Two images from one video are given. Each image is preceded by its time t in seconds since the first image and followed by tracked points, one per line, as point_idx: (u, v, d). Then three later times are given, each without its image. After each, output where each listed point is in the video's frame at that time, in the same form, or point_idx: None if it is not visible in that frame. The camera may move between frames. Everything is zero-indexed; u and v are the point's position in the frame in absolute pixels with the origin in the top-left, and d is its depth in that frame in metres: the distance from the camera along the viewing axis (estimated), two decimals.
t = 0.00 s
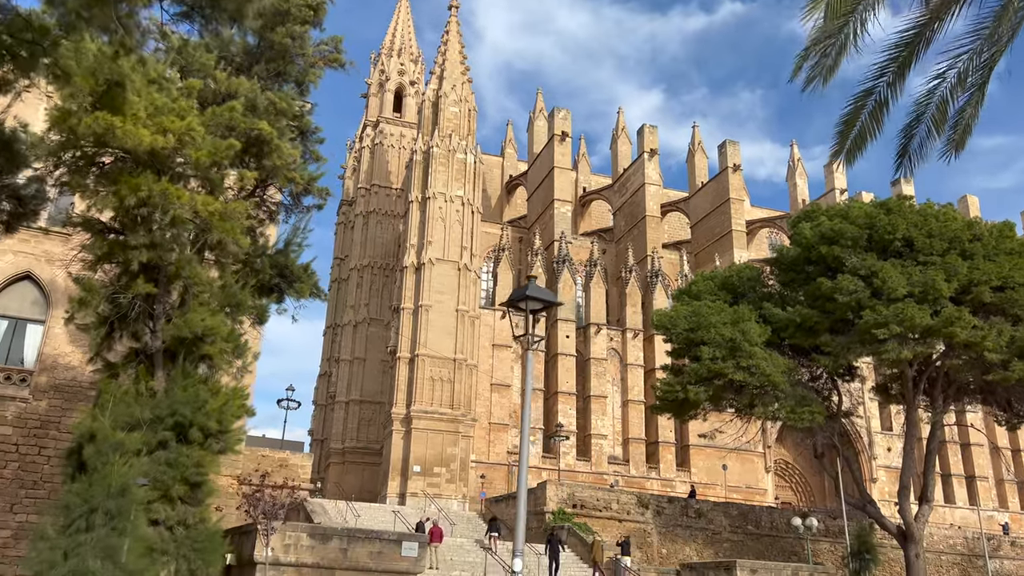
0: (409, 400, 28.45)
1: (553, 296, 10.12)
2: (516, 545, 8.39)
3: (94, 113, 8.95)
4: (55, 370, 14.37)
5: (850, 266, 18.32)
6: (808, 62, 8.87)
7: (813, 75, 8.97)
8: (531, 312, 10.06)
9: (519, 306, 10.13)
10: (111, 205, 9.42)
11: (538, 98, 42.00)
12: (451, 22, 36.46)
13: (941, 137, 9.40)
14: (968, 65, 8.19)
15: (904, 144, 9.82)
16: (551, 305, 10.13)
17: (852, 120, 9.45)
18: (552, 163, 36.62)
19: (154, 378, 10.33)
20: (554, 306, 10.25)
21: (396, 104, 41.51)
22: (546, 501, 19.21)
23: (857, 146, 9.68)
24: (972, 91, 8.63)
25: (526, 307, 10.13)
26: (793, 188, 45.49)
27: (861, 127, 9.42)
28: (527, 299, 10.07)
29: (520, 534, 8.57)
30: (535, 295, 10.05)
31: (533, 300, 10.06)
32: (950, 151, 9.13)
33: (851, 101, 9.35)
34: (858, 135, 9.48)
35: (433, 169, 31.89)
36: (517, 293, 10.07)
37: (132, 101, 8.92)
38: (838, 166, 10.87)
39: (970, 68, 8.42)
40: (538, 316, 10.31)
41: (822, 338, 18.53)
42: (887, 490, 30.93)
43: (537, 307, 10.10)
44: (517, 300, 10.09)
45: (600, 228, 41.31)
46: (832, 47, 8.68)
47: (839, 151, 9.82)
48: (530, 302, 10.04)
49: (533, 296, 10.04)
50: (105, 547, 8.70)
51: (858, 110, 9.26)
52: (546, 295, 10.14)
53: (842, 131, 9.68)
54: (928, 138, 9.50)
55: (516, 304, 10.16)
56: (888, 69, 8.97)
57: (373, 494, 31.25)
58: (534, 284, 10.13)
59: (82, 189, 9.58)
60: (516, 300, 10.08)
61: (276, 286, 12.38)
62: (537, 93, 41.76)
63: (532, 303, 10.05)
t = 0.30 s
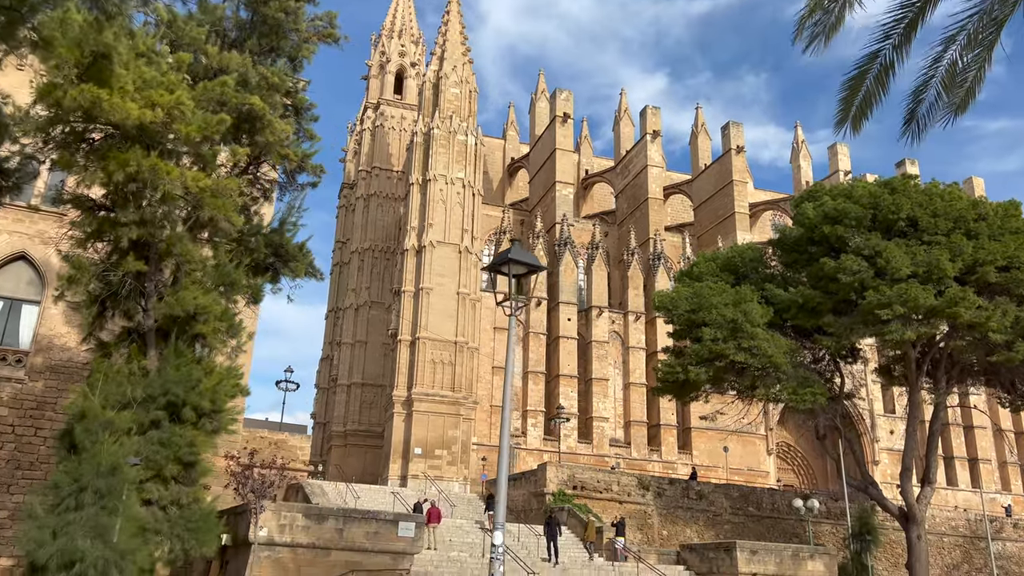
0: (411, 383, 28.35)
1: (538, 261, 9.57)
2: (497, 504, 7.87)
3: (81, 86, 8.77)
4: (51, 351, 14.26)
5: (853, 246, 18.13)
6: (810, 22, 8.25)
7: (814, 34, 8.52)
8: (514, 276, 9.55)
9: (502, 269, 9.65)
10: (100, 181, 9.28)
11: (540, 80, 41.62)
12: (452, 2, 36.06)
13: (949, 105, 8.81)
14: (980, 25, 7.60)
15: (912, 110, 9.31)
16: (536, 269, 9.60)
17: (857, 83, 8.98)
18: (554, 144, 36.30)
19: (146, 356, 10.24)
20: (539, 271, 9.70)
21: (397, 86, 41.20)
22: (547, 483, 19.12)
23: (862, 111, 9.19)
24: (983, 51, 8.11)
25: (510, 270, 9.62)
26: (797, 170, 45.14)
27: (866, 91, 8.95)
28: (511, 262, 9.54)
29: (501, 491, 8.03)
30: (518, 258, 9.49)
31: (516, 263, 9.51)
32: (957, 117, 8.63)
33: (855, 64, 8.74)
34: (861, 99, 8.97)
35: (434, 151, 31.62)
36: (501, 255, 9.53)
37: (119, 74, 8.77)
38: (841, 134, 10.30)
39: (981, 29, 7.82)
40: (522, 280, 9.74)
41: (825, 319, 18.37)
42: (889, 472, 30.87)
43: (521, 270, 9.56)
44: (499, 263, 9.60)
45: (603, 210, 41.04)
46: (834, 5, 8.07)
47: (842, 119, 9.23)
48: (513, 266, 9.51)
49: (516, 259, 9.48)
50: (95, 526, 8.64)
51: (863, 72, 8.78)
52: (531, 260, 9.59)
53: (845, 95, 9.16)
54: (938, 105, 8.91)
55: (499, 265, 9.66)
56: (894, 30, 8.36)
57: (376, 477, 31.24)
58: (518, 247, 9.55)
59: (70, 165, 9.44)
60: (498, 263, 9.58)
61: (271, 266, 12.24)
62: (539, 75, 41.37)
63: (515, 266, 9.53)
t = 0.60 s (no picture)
0: (411, 364, 28.24)
1: (519, 225, 9.35)
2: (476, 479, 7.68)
3: (63, 57, 8.59)
4: (45, 331, 14.11)
5: (857, 225, 17.90)
6: None
7: None
8: (495, 241, 9.36)
9: (482, 234, 9.44)
10: (86, 155, 9.11)
11: (542, 59, 41.20)
12: None
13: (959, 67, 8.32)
14: None
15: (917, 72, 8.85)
16: (517, 234, 9.38)
17: (861, 45, 8.46)
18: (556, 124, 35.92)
19: (138, 335, 10.10)
20: (520, 237, 9.50)
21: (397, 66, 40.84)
22: (547, 464, 18.99)
23: (865, 74, 8.68)
24: (993, 10, 7.71)
25: (491, 235, 9.41)
26: (801, 150, 44.74)
27: (870, 52, 8.44)
28: (492, 226, 9.33)
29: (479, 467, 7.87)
30: (500, 222, 9.27)
31: (497, 228, 9.29)
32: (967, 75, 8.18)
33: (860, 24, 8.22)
34: (866, 62, 8.47)
35: (434, 131, 31.30)
36: (481, 219, 9.32)
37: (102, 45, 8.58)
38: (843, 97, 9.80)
39: None
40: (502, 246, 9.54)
41: (828, 299, 18.16)
42: (891, 454, 30.77)
43: (502, 235, 9.35)
44: (480, 228, 9.37)
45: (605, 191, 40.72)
46: None
47: (845, 82, 8.74)
48: (495, 230, 9.29)
49: (498, 223, 9.26)
50: (83, 506, 8.53)
51: (868, 33, 8.27)
52: (513, 223, 9.36)
53: (848, 57, 8.65)
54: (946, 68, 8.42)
55: (480, 230, 9.45)
56: None
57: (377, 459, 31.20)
58: (499, 211, 9.33)
59: (55, 139, 9.25)
60: (479, 227, 9.35)
61: (265, 244, 12.04)
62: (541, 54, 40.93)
63: (496, 230, 9.31)
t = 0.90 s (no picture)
0: (412, 344, 28.17)
1: (504, 180, 8.44)
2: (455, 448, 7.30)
3: (47, 25, 8.48)
4: (41, 309, 13.98)
5: (861, 201, 17.69)
6: None
7: None
8: (478, 197, 8.39)
9: (464, 191, 8.54)
10: (73, 126, 9.00)
11: (544, 37, 40.77)
12: None
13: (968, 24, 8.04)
14: None
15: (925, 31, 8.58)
16: (502, 191, 8.46)
17: (867, 1, 8.28)
18: (557, 102, 35.51)
19: (130, 311, 10.00)
20: (506, 194, 8.55)
21: (397, 44, 40.44)
22: (547, 442, 18.91)
23: (869, 33, 8.41)
24: None
25: (473, 192, 8.47)
26: (805, 129, 44.32)
27: (876, 8, 8.18)
28: (474, 181, 8.44)
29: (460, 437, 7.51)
30: (482, 176, 8.39)
31: (479, 182, 8.39)
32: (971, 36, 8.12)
33: None
34: (871, 20, 8.21)
35: (434, 109, 30.99)
36: (462, 174, 8.45)
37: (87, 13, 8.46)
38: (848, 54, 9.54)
39: None
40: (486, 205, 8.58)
41: (830, 277, 17.97)
42: (893, 434, 30.71)
43: (485, 191, 8.43)
44: (462, 183, 8.46)
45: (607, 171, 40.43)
46: None
47: (850, 40, 8.48)
48: (477, 184, 8.38)
49: (480, 177, 8.39)
50: (73, 482, 8.46)
51: None
52: (497, 178, 8.47)
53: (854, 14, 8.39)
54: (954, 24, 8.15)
55: (460, 187, 8.54)
56: None
57: (379, 438, 31.22)
58: (481, 164, 8.48)
59: (43, 110, 9.16)
60: (460, 182, 8.45)
61: (260, 220, 11.89)
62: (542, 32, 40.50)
63: (478, 187, 8.40)
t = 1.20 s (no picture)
0: (413, 326, 28.02)
1: (486, 137, 7.92)
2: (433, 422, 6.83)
3: None
4: (34, 289, 13.78)
5: (865, 179, 17.42)
6: None
7: None
8: (458, 156, 7.93)
9: (442, 148, 8.00)
10: (58, 98, 8.83)
11: (545, 15, 40.28)
12: None
13: None
14: None
15: None
16: (484, 149, 7.99)
17: None
18: (558, 81, 35.08)
19: (120, 290, 9.83)
20: (488, 152, 8.10)
21: (397, 23, 39.97)
22: (547, 423, 18.78)
23: None
24: None
25: (452, 150, 7.95)
26: (809, 108, 43.87)
27: None
28: (454, 139, 7.92)
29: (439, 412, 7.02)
30: (462, 134, 7.85)
31: (459, 140, 7.88)
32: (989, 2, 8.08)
33: None
34: None
35: (434, 88, 30.60)
36: (441, 131, 7.90)
37: None
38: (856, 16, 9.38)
39: None
40: (466, 164, 8.11)
41: (834, 256, 17.74)
42: (896, 415, 30.58)
43: (465, 149, 7.94)
44: (440, 140, 7.92)
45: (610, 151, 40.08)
46: None
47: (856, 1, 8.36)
48: (456, 142, 7.85)
49: (460, 135, 7.85)
50: (60, 462, 8.32)
51: None
52: (478, 136, 7.99)
53: None
54: None
55: (439, 145, 8.01)
56: None
57: (379, 420, 31.18)
58: (461, 120, 7.94)
59: (27, 84, 9.00)
60: (438, 140, 7.92)
61: (254, 198, 11.69)
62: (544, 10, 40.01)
63: (458, 145, 7.90)
